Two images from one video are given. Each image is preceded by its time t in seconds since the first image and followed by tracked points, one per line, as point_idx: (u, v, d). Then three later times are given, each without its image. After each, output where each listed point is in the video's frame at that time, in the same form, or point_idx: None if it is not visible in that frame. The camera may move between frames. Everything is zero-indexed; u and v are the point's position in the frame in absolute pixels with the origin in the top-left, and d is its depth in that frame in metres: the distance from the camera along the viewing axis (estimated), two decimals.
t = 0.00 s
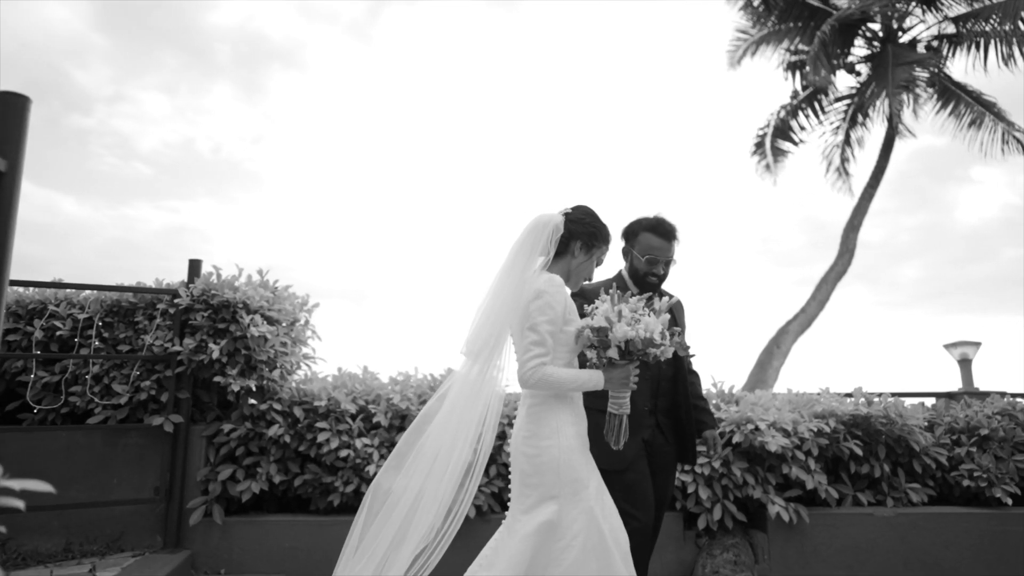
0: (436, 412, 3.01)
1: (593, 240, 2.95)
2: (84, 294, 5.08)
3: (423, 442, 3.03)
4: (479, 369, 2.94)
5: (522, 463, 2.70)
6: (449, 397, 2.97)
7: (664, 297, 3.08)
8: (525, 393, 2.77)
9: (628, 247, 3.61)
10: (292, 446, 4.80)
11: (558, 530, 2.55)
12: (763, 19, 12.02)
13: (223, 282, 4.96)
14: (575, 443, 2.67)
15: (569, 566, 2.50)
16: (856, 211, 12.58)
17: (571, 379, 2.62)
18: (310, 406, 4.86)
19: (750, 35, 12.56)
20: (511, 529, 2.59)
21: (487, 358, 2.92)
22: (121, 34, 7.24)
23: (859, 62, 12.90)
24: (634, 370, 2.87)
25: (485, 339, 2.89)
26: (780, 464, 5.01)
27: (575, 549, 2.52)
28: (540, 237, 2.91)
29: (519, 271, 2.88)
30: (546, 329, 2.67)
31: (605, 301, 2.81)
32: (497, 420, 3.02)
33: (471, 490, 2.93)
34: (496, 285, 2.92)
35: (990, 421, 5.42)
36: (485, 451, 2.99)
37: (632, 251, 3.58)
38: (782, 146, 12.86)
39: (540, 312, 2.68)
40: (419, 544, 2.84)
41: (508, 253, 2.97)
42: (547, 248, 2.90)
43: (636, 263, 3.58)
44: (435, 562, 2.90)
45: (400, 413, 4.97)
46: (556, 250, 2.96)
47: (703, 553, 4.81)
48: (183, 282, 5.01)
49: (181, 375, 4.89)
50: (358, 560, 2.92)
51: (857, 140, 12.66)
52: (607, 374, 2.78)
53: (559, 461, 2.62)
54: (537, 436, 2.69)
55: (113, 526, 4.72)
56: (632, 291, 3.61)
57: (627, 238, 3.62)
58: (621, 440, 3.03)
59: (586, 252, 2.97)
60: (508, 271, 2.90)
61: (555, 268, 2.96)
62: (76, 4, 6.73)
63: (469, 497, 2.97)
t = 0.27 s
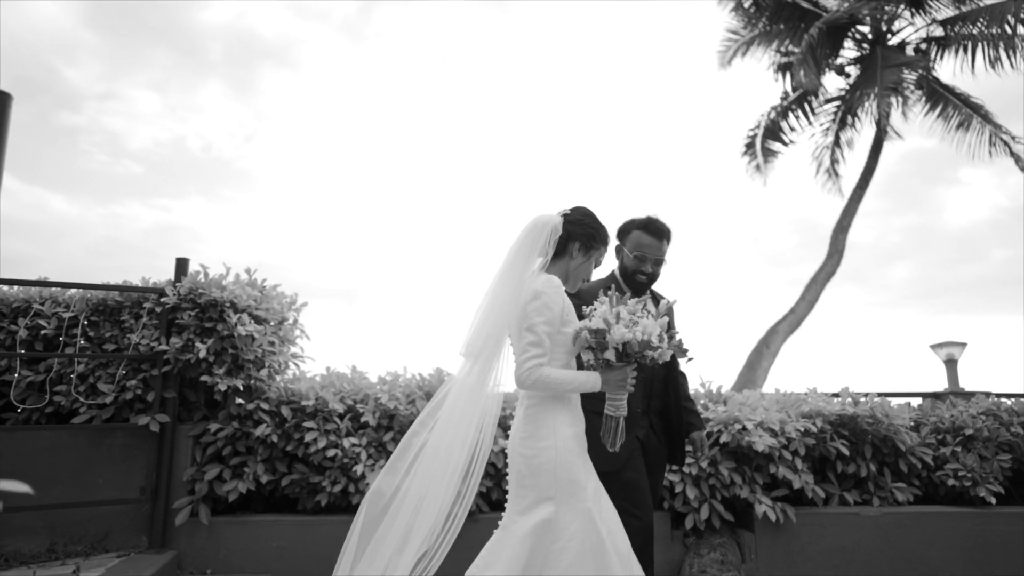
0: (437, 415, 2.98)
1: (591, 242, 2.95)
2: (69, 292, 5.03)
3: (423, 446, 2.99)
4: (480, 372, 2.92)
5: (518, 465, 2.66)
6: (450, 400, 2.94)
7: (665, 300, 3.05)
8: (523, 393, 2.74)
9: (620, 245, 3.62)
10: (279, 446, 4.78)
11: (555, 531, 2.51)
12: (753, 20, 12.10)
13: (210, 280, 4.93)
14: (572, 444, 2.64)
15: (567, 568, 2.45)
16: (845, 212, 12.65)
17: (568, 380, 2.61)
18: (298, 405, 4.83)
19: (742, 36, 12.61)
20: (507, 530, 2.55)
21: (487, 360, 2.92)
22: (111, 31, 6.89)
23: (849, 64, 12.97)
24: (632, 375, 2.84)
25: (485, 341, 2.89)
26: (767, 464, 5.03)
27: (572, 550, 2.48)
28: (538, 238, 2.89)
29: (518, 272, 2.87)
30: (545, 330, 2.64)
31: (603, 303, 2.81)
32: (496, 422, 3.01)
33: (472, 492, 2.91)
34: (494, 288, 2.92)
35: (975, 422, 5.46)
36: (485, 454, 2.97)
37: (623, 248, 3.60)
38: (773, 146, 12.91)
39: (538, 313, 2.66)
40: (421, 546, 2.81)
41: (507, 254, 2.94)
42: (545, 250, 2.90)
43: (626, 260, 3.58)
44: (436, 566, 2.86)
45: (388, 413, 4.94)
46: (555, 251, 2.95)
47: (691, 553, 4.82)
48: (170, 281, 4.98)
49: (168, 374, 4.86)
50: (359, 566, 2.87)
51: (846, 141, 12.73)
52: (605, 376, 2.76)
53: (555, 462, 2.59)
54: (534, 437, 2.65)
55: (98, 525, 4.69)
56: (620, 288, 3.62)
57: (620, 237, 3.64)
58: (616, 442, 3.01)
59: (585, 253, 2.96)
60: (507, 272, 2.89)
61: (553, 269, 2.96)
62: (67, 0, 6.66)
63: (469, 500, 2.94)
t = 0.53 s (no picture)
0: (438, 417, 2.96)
1: (591, 243, 2.97)
2: (56, 290, 4.99)
3: (425, 449, 2.97)
4: (479, 374, 2.91)
5: (517, 466, 2.66)
6: (450, 401, 2.93)
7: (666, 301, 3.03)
8: (523, 395, 2.75)
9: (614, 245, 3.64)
10: (267, 445, 4.76)
11: (552, 531, 2.50)
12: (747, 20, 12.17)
13: (199, 279, 4.91)
14: (570, 445, 2.64)
15: (563, 569, 2.44)
16: (835, 213, 12.72)
17: (567, 382, 2.61)
18: (287, 405, 4.81)
19: (733, 36, 12.61)
20: (504, 531, 2.55)
21: (487, 364, 2.92)
22: (101, 26, 6.76)
23: (840, 66, 13.03)
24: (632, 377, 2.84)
25: (484, 344, 2.88)
26: (756, 463, 5.05)
27: (569, 551, 2.47)
28: (537, 240, 2.90)
29: (518, 273, 2.89)
30: (543, 331, 2.66)
31: (602, 305, 2.80)
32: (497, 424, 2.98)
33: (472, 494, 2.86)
34: (493, 290, 2.93)
35: (961, 421, 5.51)
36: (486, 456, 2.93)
37: (616, 247, 3.62)
38: (764, 147, 12.96)
39: (536, 313, 2.68)
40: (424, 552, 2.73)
41: (507, 254, 2.94)
42: (544, 252, 2.92)
43: (617, 258, 3.60)
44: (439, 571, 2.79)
45: (377, 412, 4.92)
46: (554, 252, 2.97)
47: (678, 552, 4.84)
48: (159, 279, 4.96)
49: (155, 372, 4.84)
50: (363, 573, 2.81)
51: (837, 143, 12.79)
52: (604, 378, 2.76)
53: (553, 464, 2.59)
54: (532, 439, 2.66)
55: (84, 525, 4.67)
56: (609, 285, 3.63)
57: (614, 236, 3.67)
58: (615, 444, 2.96)
59: (585, 254, 2.98)
60: (506, 274, 2.90)
61: (552, 270, 2.98)
62: None
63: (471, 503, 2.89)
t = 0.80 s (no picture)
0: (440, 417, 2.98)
1: (591, 243, 2.93)
2: (42, 287, 4.96)
3: (428, 450, 2.98)
4: (480, 373, 2.93)
5: (515, 466, 2.66)
6: (452, 400, 2.94)
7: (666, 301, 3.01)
8: (523, 395, 2.74)
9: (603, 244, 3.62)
10: (255, 442, 4.74)
11: (549, 532, 2.50)
12: (738, 20, 12.22)
13: (186, 276, 4.88)
14: (570, 446, 2.64)
15: (559, 570, 2.44)
16: (826, 212, 12.77)
17: (567, 382, 2.61)
18: (275, 402, 4.79)
19: (725, 35, 12.65)
20: (501, 530, 2.55)
21: (488, 365, 2.93)
22: (93, 21, 6.75)
23: (832, 65, 13.07)
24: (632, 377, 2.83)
25: (485, 342, 2.90)
26: (744, 461, 5.06)
27: (565, 552, 2.47)
28: (536, 240, 2.89)
29: (518, 273, 2.91)
30: (543, 331, 2.65)
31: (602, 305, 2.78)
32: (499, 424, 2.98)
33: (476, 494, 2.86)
34: (492, 291, 2.96)
35: (947, 420, 5.54)
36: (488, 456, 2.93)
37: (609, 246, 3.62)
38: (755, 146, 12.98)
39: (535, 313, 2.67)
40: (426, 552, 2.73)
41: (507, 254, 2.95)
42: (544, 250, 2.91)
43: (610, 256, 3.60)
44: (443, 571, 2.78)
45: (366, 410, 4.88)
46: (554, 252, 2.94)
47: (666, 549, 4.86)
48: (146, 276, 4.93)
49: (142, 369, 4.81)
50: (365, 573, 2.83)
51: (828, 142, 12.84)
52: (604, 378, 2.75)
53: (552, 464, 2.59)
54: (532, 438, 2.66)
55: (70, 523, 4.64)
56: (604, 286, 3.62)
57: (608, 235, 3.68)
58: (616, 445, 2.96)
59: (585, 254, 2.95)
60: (505, 277, 2.92)
61: (551, 270, 2.95)
62: None
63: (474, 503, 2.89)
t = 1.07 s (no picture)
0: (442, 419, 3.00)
1: (591, 244, 2.92)
2: (27, 284, 4.91)
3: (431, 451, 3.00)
4: (480, 376, 2.93)
5: (513, 467, 2.66)
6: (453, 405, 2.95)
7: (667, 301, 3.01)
8: (524, 396, 2.74)
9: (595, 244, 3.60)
10: (242, 441, 4.71)
11: (545, 532, 2.51)
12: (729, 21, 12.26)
13: (173, 273, 4.85)
14: (569, 447, 2.63)
15: (554, 570, 2.46)
16: (815, 211, 12.83)
17: (568, 382, 2.61)
18: (262, 400, 4.76)
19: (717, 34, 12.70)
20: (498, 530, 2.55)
21: (490, 365, 2.93)
22: (83, 16, 6.72)
23: (822, 66, 13.12)
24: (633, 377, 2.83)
25: (485, 343, 2.91)
26: (730, 460, 5.08)
27: (561, 552, 2.48)
28: (536, 242, 2.88)
29: (518, 276, 2.91)
30: (544, 330, 2.66)
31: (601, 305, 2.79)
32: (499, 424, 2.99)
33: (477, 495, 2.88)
34: (491, 293, 2.95)
35: (932, 419, 5.58)
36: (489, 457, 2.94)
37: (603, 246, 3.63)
38: (746, 146, 13.02)
39: (536, 313, 2.67)
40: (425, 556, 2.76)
41: (507, 255, 2.96)
42: (546, 248, 2.89)
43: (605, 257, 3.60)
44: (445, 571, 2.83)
45: (354, 409, 4.84)
46: (554, 253, 2.93)
47: (654, 548, 4.88)
48: (132, 273, 4.90)
49: (128, 368, 4.77)
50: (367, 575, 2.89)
51: (818, 142, 12.89)
52: (605, 378, 2.73)
53: (551, 465, 2.58)
54: (531, 439, 2.66)
55: (55, 522, 4.61)
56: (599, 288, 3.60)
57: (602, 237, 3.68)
58: (618, 445, 3.02)
59: (585, 255, 2.94)
60: (504, 279, 2.92)
61: (552, 271, 2.95)
62: None
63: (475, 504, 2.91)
